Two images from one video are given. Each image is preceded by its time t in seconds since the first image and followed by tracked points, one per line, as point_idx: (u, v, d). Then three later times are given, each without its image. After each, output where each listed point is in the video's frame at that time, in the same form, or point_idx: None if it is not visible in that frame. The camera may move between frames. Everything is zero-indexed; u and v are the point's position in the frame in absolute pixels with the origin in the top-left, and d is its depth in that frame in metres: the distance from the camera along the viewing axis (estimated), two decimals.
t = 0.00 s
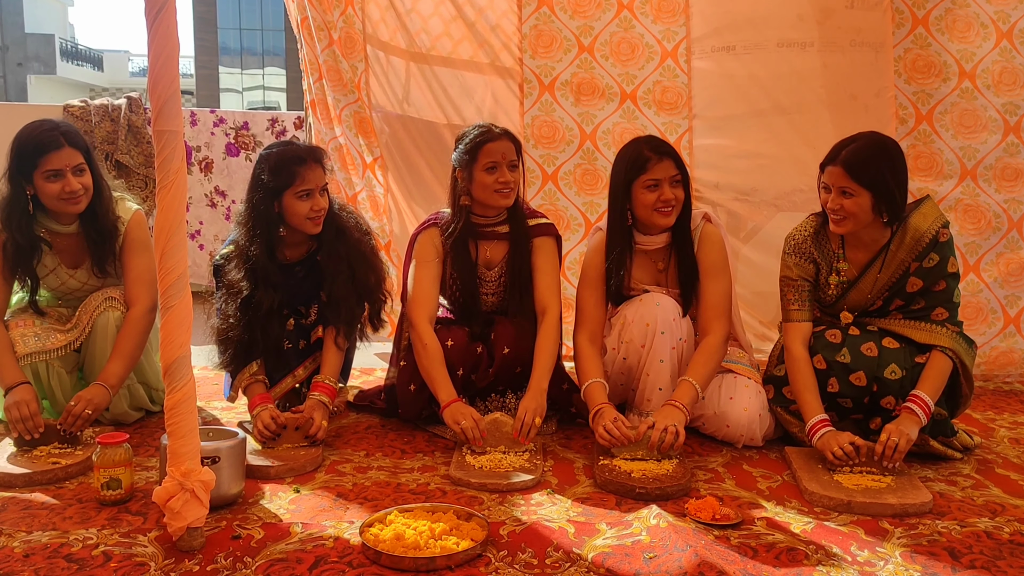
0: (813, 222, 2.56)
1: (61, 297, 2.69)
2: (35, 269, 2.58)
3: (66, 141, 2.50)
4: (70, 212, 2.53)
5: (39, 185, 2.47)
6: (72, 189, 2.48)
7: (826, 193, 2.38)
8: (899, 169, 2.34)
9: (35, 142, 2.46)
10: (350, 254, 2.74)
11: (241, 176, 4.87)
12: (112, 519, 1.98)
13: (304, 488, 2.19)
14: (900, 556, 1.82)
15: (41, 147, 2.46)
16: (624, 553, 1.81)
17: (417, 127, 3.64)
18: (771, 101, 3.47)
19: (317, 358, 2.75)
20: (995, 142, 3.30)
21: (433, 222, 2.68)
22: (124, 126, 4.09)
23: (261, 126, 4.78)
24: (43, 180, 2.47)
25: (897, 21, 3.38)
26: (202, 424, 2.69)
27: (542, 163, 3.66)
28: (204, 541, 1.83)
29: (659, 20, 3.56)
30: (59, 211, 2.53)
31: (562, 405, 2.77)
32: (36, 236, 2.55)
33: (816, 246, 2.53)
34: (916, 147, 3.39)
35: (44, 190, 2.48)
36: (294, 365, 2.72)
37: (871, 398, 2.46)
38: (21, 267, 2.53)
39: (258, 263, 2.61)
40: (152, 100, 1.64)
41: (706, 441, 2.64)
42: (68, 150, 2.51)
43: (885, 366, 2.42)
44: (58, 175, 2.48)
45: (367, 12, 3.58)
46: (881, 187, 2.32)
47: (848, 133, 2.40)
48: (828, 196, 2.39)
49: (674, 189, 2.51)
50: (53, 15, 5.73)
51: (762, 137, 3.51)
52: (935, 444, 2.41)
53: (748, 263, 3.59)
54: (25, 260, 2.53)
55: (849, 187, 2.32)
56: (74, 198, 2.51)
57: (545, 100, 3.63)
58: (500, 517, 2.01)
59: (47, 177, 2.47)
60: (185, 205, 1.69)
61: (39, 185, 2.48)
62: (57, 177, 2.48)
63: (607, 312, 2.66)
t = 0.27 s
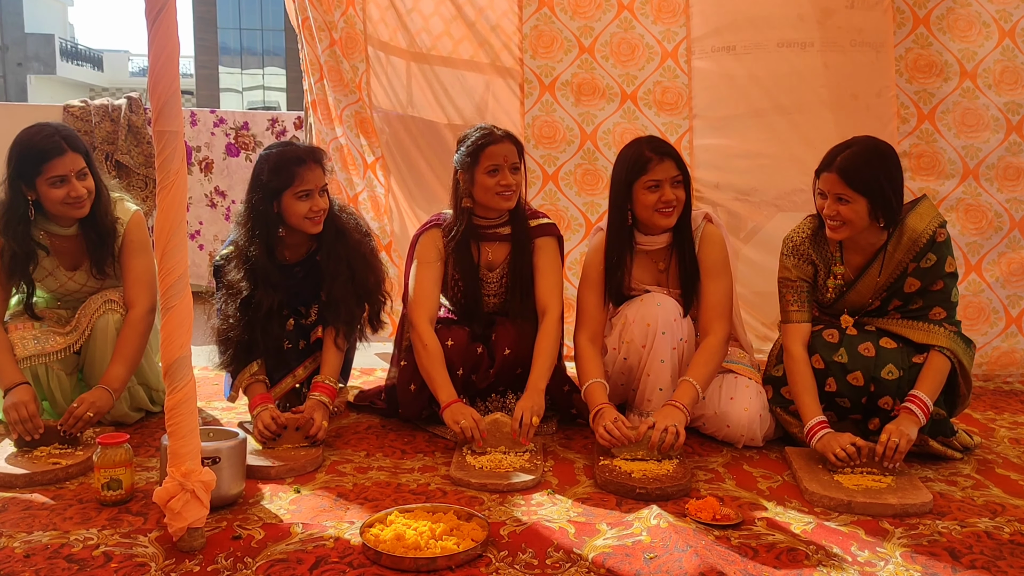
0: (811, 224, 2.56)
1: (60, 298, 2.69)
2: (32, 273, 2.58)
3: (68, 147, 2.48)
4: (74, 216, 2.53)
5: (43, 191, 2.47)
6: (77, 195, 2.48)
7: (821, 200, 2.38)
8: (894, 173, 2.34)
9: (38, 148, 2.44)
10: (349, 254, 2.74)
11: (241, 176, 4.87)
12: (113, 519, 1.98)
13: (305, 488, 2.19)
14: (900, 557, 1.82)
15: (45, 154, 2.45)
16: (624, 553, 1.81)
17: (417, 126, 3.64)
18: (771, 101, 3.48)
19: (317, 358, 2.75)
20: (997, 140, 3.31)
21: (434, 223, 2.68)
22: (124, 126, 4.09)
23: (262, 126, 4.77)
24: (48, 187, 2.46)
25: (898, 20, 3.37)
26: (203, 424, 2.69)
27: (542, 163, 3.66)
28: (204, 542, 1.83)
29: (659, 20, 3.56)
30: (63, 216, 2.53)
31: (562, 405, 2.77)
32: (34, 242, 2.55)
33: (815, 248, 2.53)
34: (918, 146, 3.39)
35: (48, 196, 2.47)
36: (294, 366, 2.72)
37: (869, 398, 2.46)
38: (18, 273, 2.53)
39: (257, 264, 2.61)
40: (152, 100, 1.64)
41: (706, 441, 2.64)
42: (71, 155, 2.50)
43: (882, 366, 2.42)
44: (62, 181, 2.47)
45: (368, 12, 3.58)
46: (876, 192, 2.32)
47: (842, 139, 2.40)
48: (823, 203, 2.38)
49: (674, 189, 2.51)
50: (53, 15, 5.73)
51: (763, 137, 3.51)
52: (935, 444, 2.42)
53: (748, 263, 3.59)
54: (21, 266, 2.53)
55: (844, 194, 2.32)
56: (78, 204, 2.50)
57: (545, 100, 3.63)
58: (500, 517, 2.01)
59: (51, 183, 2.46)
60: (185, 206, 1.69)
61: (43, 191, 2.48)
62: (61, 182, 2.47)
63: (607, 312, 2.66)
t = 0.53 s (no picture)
0: (811, 223, 2.56)
1: (60, 298, 2.69)
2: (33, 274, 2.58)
3: (70, 148, 2.48)
4: (75, 217, 2.53)
5: (44, 192, 2.47)
6: (78, 196, 2.48)
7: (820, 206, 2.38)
8: (891, 179, 2.34)
9: (40, 150, 2.44)
10: (349, 254, 2.74)
11: (241, 176, 4.87)
12: (114, 519, 1.98)
13: (305, 488, 2.19)
14: (901, 556, 1.82)
15: (46, 155, 2.45)
16: (625, 553, 1.81)
17: (418, 126, 3.64)
18: (772, 101, 3.48)
19: (318, 359, 2.75)
20: (999, 139, 3.31)
21: (435, 222, 2.67)
22: (125, 126, 4.08)
23: (262, 126, 4.77)
24: (49, 188, 2.46)
25: (899, 20, 3.38)
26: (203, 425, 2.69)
27: (542, 162, 3.66)
28: (205, 542, 1.82)
29: (659, 20, 3.56)
30: (65, 217, 2.52)
31: (562, 405, 2.77)
32: (36, 243, 2.54)
33: (814, 248, 2.53)
34: (920, 145, 3.39)
35: (50, 197, 2.47)
36: (295, 367, 2.72)
37: (866, 396, 2.46)
38: (20, 275, 2.53)
39: (257, 265, 2.61)
40: (152, 101, 1.64)
41: (706, 441, 2.63)
42: (73, 156, 2.50)
43: (879, 364, 2.42)
44: (64, 182, 2.47)
45: (368, 12, 3.58)
46: (875, 199, 2.33)
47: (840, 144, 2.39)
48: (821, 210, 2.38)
49: (676, 190, 2.51)
50: (53, 15, 5.73)
51: (763, 137, 3.52)
52: (934, 443, 2.41)
53: (749, 263, 3.59)
54: (27, 270, 2.53)
55: (843, 200, 2.32)
56: (80, 205, 2.50)
57: (546, 100, 3.63)
58: (501, 517, 2.01)
59: (53, 185, 2.46)
60: (185, 206, 1.69)
61: (45, 192, 2.47)
62: (63, 184, 2.47)
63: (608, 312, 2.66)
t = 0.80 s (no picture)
0: (811, 223, 2.56)
1: (60, 298, 2.69)
2: (34, 274, 2.58)
3: (70, 148, 2.48)
4: (75, 218, 2.53)
5: (44, 192, 2.47)
6: (78, 196, 2.48)
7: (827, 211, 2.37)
8: (892, 176, 2.35)
9: (41, 150, 2.45)
10: (350, 253, 2.74)
11: (241, 176, 4.87)
12: (115, 519, 1.98)
13: (306, 488, 2.19)
14: (902, 556, 1.82)
15: (46, 155, 2.45)
16: (626, 553, 1.81)
17: (419, 126, 3.64)
18: (773, 101, 3.48)
19: (320, 359, 2.75)
20: (1000, 139, 3.31)
21: (437, 222, 2.67)
22: (125, 126, 4.08)
23: (262, 126, 4.77)
24: (48, 188, 2.46)
25: (900, 20, 3.38)
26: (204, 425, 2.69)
27: (543, 162, 3.66)
28: (206, 542, 1.83)
29: (659, 20, 3.56)
30: (64, 217, 2.52)
31: (563, 405, 2.77)
32: (36, 243, 2.54)
33: (815, 248, 2.54)
34: (921, 145, 3.40)
35: (49, 197, 2.47)
36: (296, 368, 2.72)
37: (868, 395, 2.47)
38: (20, 276, 2.53)
39: (258, 266, 2.61)
40: (153, 101, 1.64)
41: (707, 441, 2.64)
42: (72, 157, 2.50)
43: (881, 363, 2.43)
44: (64, 182, 2.47)
45: (369, 11, 3.58)
46: (879, 200, 2.33)
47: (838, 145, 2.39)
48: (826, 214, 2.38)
49: (678, 190, 2.51)
50: (52, 15, 5.73)
51: (763, 137, 3.52)
52: (935, 441, 2.42)
53: (749, 263, 3.59)
54: (25, 269, 2.53)
55: (850, 204, 2.32)
56: (79, 205, 2.50)
57: (546, 100, 3.63)
58: (502, 517, 2.01)
59: (52, 185, 2.46)
60: (186, 207, 1.69)
61: (44, 192, 2.47)
62: (63, 184, 2.47)
63: (610, 312, 2.67)
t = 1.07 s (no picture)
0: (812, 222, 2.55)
1: (61, 297, 2.69)
2: (34, 274, 2.58)
3: (69, 147, 2.49)
4: (74, 216, 2.53)
5: (44, 191, 2.47)
6: (77, 195, 2.48)
7: (835, 214, 2.36)
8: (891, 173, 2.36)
9: (40, 149, 2.45)
10: (349, 250, 2.74)
11: (241, 176, 4.87)
12: (116, 518, 1.98)
13: (307, 488, 2.19)
14: (902, 555, 1.82)
15: (46, 154, 2.45)
16: (627, 552, 1.81)
17: (420, 127, 3.64)
18: (773, 101, 3.48)
19: (321, 359, 2.75)
20: (1000, 139, 3.31)
21: (437, 221, 2.67)
22: (125, 126, 4.08)
23: (262, 126, 4.77)
24: (48, 187, 2.46)
25: (900, 20, 3.38)
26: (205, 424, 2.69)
27: (543, 162, 3.66)
28: (207, 541, 1.83)
29: (659, 20, 3.56)
30: (64, 216, 2.52)
31: (564, 405, 2.78)
32: (36, 242, 2.54)
33: (816, 247, 2.53)
34: (921, 145, 3.40)
35: (49, 196, 2.47)
36: (297, 366, 2.72)
37: (869, 391, 2.47)
38: (20, 275, 2.53)
39: (256, 263, 2.61)
40: (154, 100, 1.64)
41: (708, 440, 2.64)
42: (72, 156, 2.50)
43: (882, 359, 2.43)
44: (63, 181, 2.47)
45: (369, 11, 3.58)
46: (884, 198, 2.33)
47: (837, 147, 2.39)
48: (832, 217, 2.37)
49: (667, 185, 2.51)
50: (51, 15, 5.73)
51: (763, 136, 3.52)
52: (935, 439, 2.42)
53: (749, 263, 3.59)
54: (24, 268, 2.53)
55: (857, 206, 2.32)
56: (79, 204, 2.50)
57: (546, 99, 3.63)
58: (503, 517, 2.01)
59: (52, 184, 2.46)
60: (188, 206, 1.69)
61: (44, 191, 2.48)
62: (63, 183, 2.47)
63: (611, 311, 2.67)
